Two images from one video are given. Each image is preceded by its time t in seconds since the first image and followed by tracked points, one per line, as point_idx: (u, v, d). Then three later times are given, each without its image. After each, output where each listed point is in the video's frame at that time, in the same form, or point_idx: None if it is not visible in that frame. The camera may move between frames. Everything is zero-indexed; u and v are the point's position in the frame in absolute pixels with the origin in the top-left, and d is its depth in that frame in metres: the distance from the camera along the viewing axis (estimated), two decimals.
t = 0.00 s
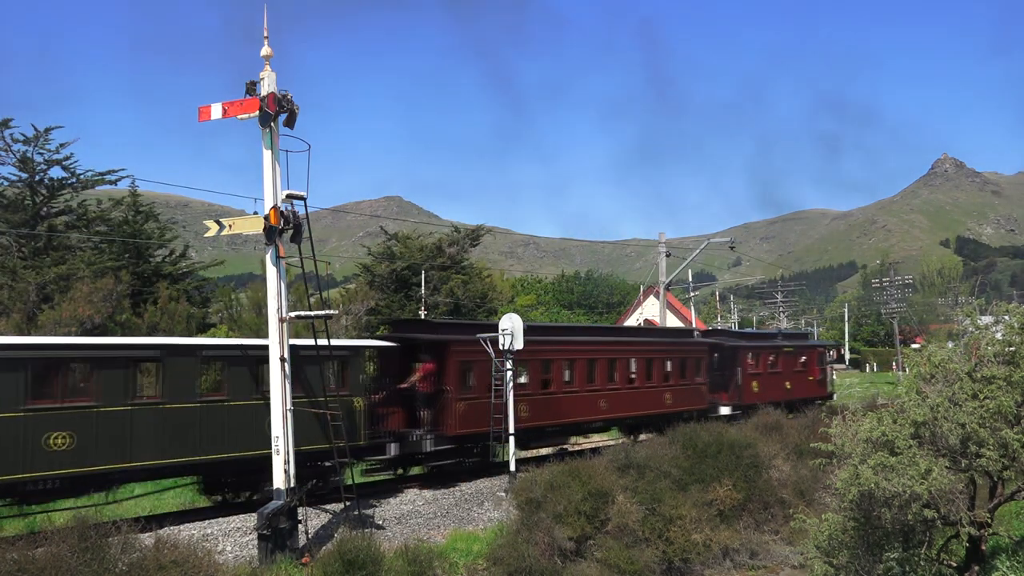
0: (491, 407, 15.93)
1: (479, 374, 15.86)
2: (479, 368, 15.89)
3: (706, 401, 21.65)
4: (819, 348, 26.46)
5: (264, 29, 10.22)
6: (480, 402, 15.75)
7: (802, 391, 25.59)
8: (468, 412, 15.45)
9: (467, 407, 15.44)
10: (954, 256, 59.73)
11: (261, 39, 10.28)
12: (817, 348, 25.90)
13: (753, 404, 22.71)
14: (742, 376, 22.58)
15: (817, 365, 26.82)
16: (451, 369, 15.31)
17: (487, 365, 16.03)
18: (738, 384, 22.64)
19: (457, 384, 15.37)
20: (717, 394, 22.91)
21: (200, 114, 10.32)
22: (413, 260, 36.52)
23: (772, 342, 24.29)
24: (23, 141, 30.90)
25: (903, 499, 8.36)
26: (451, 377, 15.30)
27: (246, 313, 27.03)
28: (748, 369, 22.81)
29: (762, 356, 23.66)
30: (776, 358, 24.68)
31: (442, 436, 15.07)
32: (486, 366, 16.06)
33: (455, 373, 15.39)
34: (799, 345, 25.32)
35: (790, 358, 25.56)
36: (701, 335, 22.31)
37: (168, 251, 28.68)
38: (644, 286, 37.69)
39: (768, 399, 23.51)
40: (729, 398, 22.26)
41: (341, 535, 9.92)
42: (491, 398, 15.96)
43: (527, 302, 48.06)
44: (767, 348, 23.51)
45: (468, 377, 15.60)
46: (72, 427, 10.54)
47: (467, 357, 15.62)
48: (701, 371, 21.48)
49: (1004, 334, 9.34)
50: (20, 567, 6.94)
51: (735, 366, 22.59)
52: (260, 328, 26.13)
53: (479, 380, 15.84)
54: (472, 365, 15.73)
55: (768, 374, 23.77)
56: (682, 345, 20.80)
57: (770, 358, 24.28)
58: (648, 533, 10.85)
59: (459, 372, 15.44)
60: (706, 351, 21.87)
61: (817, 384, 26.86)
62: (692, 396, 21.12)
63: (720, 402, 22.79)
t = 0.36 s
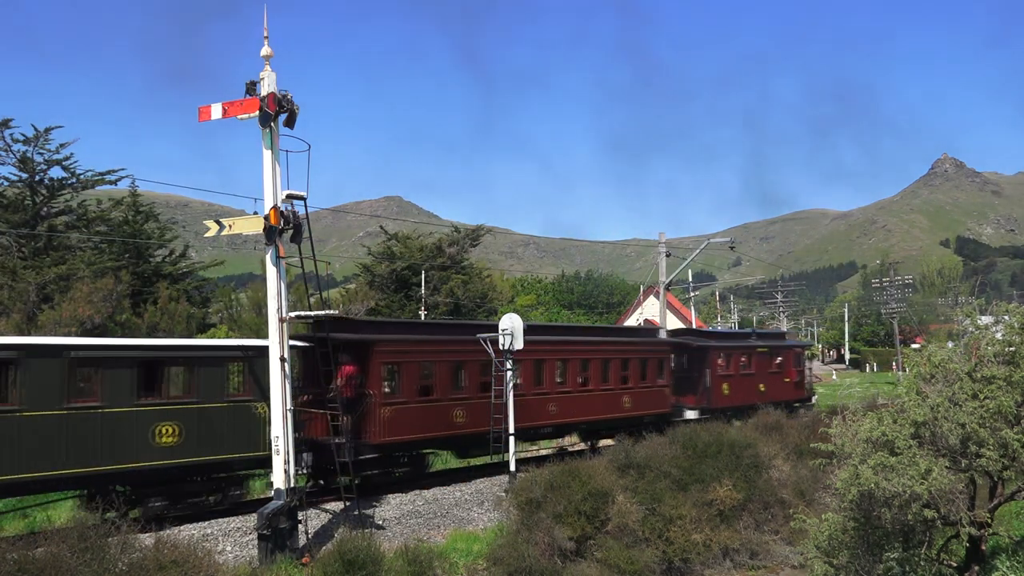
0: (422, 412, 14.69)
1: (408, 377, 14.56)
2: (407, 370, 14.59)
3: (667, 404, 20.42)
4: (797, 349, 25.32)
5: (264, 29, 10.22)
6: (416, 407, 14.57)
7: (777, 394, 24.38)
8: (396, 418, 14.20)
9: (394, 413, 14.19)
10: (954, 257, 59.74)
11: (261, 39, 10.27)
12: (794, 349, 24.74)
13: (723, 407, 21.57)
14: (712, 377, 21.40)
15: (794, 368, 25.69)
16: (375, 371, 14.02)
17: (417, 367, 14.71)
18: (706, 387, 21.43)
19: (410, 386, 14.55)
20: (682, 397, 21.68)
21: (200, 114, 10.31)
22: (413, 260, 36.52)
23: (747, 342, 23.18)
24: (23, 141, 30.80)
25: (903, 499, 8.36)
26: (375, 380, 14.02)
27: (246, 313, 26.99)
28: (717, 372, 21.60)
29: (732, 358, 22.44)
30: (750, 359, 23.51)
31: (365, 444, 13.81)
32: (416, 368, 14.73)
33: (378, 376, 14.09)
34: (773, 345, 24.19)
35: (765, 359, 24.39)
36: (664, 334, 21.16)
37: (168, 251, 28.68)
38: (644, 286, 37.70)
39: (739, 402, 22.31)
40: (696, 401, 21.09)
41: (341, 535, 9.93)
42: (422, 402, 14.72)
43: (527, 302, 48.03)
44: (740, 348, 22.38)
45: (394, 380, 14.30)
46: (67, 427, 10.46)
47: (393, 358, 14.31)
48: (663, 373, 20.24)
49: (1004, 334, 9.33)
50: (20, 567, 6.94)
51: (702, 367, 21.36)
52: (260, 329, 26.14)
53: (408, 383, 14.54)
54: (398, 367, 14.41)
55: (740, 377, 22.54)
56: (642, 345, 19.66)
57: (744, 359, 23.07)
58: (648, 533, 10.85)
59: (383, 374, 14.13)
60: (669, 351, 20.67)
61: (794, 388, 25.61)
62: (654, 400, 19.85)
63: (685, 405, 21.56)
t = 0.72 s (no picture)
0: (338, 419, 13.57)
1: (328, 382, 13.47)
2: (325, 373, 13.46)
3: (626, 408, 19.16)
4: (770, 350, 24.22)
5: (264, 29, 10.22)
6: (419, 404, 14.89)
7: (748, 397, 23.28)
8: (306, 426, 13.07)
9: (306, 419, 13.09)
10: (954, 257, 59.74)
11: (262, 40, 10.28)
12: (766, 350, 23.70)
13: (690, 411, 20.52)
14: (677, 380, 20.31)
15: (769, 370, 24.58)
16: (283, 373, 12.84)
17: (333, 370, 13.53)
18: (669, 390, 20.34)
19: (400, 386, 14.61)
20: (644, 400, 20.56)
21: (200, 114, 10.31)
22: (413, 260, 36.53)
23: (718, 343, 22.13)
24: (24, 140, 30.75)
25: (903, 499, 8.36)
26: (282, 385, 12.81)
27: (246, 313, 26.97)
28: (682, 374, 20.45)
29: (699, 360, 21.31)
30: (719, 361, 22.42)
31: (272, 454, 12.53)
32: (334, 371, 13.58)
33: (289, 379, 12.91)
34: (745, 346, 23.13)
35: (736, 360, 23.31)
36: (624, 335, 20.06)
37: (168, 252, 28.66)
38: (645, 286, 37.71)
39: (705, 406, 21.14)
40: (658, 405, 19.98)
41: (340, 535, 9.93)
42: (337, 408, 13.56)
43: (527, 302, 48.02)
44: (708, 351, 21.34)
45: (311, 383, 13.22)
46: None
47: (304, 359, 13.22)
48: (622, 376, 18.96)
49: (1004, 334, 9.32)
50: (20, 567, 6.94)
51: (666, 369, 20.23)
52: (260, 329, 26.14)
53: (324, 387, 13.43)
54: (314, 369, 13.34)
55: (708, 380, 21.42)
56: (597, 345, 18.35)
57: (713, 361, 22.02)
58: (648, 533, 10.85)
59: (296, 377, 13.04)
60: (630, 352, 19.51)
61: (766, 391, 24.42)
62: (612, 403, 18.54)
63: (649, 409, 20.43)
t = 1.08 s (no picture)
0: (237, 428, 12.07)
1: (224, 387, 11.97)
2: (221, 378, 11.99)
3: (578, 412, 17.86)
4: (742, 351, 23.02)
5: (263, 29, 10.22)
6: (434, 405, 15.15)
7: (717, 400, 22.08)
8: (202, 434, 11.63)
9: (201, 428, 11.65)
10: (954, 257, 59.72)
11: (261, 40, 10.27)
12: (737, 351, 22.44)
13: (652, 416, 19.31)
14: (638, 383, 19.11)
15: (741, 371, 23.34)
16: (173, 376, 11.47)
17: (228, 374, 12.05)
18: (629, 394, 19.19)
19: (425, 386, 15.09)
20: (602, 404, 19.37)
21: (200, 114, 10.31)
22: (413, 260, 36.54)
23: (684, 344, 20.96)
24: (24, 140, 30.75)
25: (903, 499, 8.36)
26: (172, 389, 11.44)
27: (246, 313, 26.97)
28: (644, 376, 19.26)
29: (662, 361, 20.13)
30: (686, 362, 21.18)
31: (159, 468, 11.28)
32: (233, 374, 12.13)
33: (179, 384, 11.52)
34: (714, 346, 21.99)
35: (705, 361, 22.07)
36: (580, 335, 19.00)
37: (168, 252, 28.64)
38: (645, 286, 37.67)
39: (672, 408, 19.95)
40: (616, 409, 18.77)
41: (340, 535, 9.93)
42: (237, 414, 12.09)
43: (527, 302, 48.03)
44: (673, 351, 20.15)
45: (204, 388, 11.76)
46: None
47: (199, 361, 11.77)
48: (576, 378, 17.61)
49: (1004, 334, 9.32)
50: (20, 567, 6.94)
51: (625, 371, 19.06)
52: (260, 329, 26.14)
53: (222, 393, 11.97)
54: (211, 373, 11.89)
55: (673, 383, 20.24)
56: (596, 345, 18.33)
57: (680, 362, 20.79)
58: (648, 533, 10.85)
59: (188, 380, 11.60)
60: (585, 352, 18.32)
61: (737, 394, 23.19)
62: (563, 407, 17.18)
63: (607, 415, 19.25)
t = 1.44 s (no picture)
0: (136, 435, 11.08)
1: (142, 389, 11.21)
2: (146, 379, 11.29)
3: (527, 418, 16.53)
4: (712, 350, 21.52)
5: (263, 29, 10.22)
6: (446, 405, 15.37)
7: (683, 404, 20.55)
8: (68, 443, 10.42)
9: (66, 437, 10.43)
10: (954, 257, 59.73)
11: (262, 40, 10.28)
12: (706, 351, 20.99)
13: (608, 421, 17.91)
14: (593, 385, 17.73)
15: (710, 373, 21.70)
16: (35, 380, 10.17)
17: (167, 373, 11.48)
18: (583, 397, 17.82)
19: (425, 387, 15.08)
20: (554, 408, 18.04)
21: (200, 114, 10.31)
22: (413, 260, 36.55)
23: (645, 344, 19.47)
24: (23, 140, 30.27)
25: (903, 499, 8.36)
26: (33, 395, 10.18)
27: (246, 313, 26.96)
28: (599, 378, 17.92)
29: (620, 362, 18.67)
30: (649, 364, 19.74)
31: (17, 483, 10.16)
32: (156, 376, 11.37)
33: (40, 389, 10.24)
34: (679, 346, 20.52)
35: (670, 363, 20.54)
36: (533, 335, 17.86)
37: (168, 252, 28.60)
38: (645, 286, 37.69)
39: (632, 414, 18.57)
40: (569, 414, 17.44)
41: (340, 535, 9.93)
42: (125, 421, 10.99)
43: (527, 302, 47.98)
44: (631, 351, 18.70)
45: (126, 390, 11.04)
46: None
47: (79, 363, 10.63)
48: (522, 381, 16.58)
49: (1004, 334, 9.32)
50: (20, 567, 6.94)
51: (578, 373, 17.69)
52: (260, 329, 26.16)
53: (157, 392, 11.37)
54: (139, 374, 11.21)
55: (632, 386, 18.76)
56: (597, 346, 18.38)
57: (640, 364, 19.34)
58: (648, 533, 10.85)
59: (71, 383, 10.53)
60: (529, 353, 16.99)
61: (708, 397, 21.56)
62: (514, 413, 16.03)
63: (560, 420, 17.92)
